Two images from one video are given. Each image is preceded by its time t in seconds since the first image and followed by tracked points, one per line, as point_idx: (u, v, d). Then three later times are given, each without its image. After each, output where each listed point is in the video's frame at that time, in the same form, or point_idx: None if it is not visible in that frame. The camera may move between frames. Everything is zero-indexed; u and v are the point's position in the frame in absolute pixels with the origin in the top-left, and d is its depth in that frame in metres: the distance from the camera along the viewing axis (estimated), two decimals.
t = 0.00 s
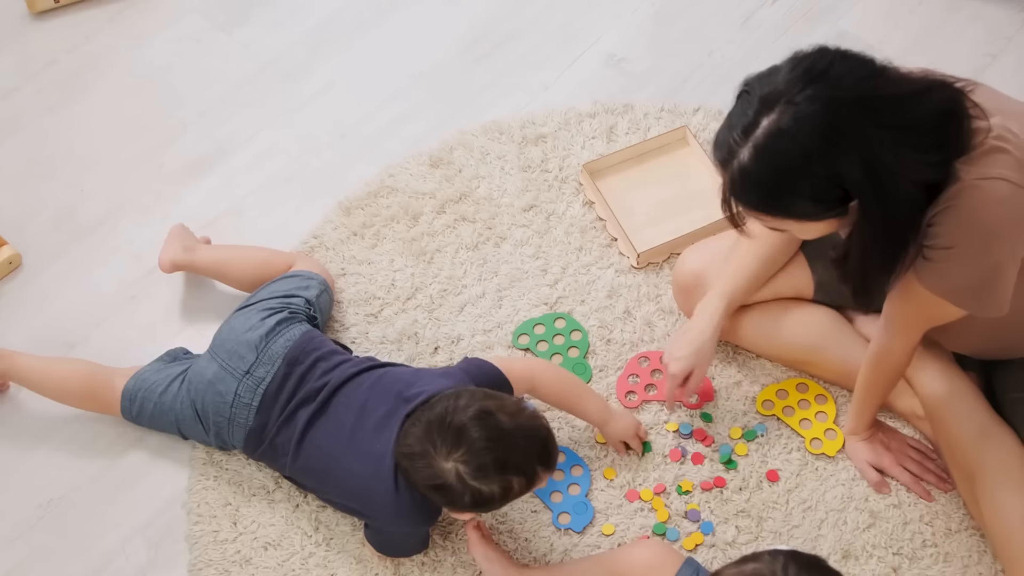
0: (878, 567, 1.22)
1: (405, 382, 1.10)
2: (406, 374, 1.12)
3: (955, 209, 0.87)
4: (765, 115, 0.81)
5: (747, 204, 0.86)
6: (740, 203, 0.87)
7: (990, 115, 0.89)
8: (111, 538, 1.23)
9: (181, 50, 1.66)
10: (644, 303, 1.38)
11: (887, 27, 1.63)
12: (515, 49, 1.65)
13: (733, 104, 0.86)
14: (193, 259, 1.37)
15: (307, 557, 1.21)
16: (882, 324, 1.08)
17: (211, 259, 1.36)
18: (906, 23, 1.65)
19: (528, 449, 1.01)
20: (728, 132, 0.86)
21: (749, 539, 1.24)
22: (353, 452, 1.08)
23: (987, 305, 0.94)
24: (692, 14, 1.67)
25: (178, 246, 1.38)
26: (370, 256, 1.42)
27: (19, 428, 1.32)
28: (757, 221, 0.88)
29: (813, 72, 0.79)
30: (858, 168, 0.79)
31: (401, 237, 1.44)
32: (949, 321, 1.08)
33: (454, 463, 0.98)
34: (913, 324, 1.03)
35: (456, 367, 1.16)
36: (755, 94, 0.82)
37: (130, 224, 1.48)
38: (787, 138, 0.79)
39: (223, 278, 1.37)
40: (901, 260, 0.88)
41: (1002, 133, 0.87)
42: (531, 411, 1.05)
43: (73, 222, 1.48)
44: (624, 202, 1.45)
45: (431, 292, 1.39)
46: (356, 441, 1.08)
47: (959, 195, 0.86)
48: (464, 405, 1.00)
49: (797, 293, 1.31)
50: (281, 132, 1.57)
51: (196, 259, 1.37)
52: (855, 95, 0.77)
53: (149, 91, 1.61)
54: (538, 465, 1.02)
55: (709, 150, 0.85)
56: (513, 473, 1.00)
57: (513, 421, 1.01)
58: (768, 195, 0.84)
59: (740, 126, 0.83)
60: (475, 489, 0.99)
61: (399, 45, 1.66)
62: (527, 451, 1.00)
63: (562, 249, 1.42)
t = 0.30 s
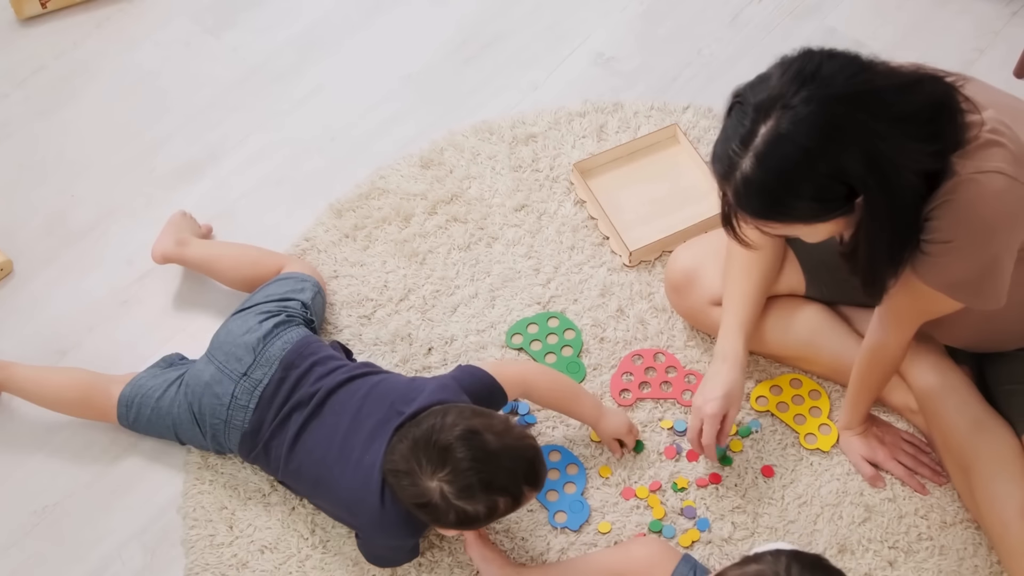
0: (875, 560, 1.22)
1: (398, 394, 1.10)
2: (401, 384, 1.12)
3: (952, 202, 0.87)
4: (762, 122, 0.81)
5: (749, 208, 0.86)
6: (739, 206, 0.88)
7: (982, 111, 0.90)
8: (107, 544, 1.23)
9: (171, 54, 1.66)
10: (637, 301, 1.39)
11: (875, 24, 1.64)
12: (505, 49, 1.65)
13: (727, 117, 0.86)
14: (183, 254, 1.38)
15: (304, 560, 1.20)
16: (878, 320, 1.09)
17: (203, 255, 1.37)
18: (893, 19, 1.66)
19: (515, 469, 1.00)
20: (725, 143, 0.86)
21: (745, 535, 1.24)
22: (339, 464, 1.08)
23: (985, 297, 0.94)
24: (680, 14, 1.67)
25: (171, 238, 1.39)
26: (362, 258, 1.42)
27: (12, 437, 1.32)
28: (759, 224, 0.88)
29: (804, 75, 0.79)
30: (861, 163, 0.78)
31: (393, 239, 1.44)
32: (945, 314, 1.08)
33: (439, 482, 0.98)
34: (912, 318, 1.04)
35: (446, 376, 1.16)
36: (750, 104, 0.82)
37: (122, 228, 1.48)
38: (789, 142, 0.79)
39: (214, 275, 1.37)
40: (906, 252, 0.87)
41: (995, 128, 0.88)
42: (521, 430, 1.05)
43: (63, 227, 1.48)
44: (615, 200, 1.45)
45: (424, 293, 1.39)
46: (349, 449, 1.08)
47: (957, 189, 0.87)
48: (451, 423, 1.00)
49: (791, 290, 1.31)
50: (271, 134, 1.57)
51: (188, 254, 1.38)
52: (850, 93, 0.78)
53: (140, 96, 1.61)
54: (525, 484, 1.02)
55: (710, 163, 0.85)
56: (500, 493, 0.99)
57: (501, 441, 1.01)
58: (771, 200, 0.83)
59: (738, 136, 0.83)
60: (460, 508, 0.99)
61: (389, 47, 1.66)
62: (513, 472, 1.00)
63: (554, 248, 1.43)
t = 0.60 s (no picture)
0: (869, 554, 1.23)
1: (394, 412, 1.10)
2: (397, 400, 1.12)
3: (948, 202, 0.88)
4: (759, 123, 0.82)
5: (743, 209, 0.87)
6: (733, 205, 0.88)
7: (974, 108, 0.90)
8: (103, 548, 1.23)
9: (160, 57, 1.66)
10: (629, 299, 1.39)
11: (863, 20, 1.65)
12: (495, 49, 1.65)
13: (723, 117, 0.86)
14: (190, 234, 1.36)
15: (300, 561, 1.20)
16: (872, 317, 1.09)
17: (207, 239, 1.36)
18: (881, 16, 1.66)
19: (505, 488, 1.01)
20: (722, 142, 0.86)
21: (739, 531, 1.24)
22: (331, 482, 1.09)
23: (981, 293, 0.95)
24: (668, 12, 1.68)
25: (179, 213, 1.37)
26: (354, 259, 1.42)
27: (6, 442, 1.32)
28: (753, 223, 0.88)
29: (802, 75, 0.80)
30: (859, 163, 0.79)
31: (385, 240, 1.44)
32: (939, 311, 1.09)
33: (429, 507, 0.98)
34: (908, 316, 1.05)
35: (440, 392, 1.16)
36: (746, 104, 0.83)
37: (114, 232, 1.48)
38: (786, 143, 0.80)
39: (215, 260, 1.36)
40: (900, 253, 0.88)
41: (988, 125, 0.89)
42: (510, 447, 1.05)
43: (55, 232, 1.48)
44: (606, 199, 1.46)
45: (417, 293, 1.40)
46: (343, 465, 1.09)
47: (952, 189, 0.88)
48: (439, 446, 1.00)
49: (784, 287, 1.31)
50: (261, 137, 1.57)
51: (194, 234, 1.36)
52: (848, 94, 0.78)
53: (131, 100, 1.61)
54: (516, 502, 1.02)
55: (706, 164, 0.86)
56: (492, 514, 1.00)
57: (489, 461, 1.01)
58: (767, 199, 0.84)
59: (735, 136, 0.83)
60: (452, 531, 0.99)
61: (377, 48, 1.67)
62: (504, 491, 1.00)
63: (546, 247, 1.43)
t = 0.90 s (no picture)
0: (865, 548, 1.24)
1: (383, 421, 1.09)
2: (383, 409, 1.12)
3: (939, 193, 0.88)
4: (751, 123, 0.82)
5: (738, 209, 0.87)
6: (725, 203, 0.89)
7: (963, 100, 0.91)
8: (99, 553, 1.23)
9: (150, 61, 1.66)
10: (622, 297, 1.40)
11: (851, 17, 1.66)
12: (484, 49, 1.66)
13: (715, 118, 0.86)
14: (185, 245, 1.36)
15: (297, 564, 1.20)
16: (865, 312, 1.10)
17: (202, 249, 1.35)
18: (868, 12, 1.67)
19: (493, 490, 1.01)
20: (715, 143, 0.86)
21: (735, 526, 1.25)
22: (319, 492, 1.09)
23: (974, 284, 0.95)
24: (657, 11, 1.68)
25: (172, 224, 1.36)
26: (347, 261, 1.43)
27: None
28: (745, 221, 0.89)
29: (791, 74, 0.80)
30: (852, 159, 0.80)
31: (377, 241, 1.44)
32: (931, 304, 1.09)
33: (421, 520, 0.98)
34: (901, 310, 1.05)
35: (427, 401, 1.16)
36: (738, 104, 0.83)
37: (107, 236, 1.47)
38: (778, 144, 0.80)
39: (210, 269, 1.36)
40: (894, 245, 0.89)
41: (977, 117, 0.90)
42: (497, 452, 1.04)
43: (47, 237, 1.47)
44: (597, 197, 1.46)
45: (410, 294, 1.40)
46: (331, 474, 1.09)
47: (943, 180, 0.88)
48: (426, 457, 1.00)
49: (776, 283, 1.32)
50: (252, 139, 1.57)
51: (189, 244, 1.36)
52: (838, 92, 0.79)
53: (121, 104, 1.61)
54: (505, 503, 1.03)
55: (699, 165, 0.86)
56: (484, 519, 1.00)
57: (475, 467, 1.00)
58: (760, 198, 0.84)
59: (728, 137, 0.84)
60: (446, 540, 0.99)
61: (366, 50, 1.67)
62: (492, 494, 1.01)
63: (538, 247, 1.44)
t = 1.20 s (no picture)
0: (864, 543, 1.24)
1: (332, 418, 1.06)
2: (332, 404, 1.08)
3: (932, 185, 0.89)
4: (745, 114, 0.82)
5: (732, 201, 0.88)
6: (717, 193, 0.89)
7: (956, 94, 0.92)
8: (98, 557, 1.23)
9: (142, 64, 1.66)
10: (618, 295, 1.40)
11: (843, 14, 1.66)
12: (477, 49, 1.66)
13: (709, 109, 0.87)
14: (183, 273, 1.37)
15: (297, 565, 1.20)
16: (860, 305, 1.10)
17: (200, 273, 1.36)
18: (861, 9, 1.67)
19: (472, 435, 1.01)
20: (709, 134, 0.86)
21: (735, 523, 1.25)
22: (293, 495, 1.08)
23: (968, 277, 0.96)
24: (649, 10, 1.69)
25: (170, 255, 1.38)
26: (342, 262, 1.42)
27: None
28: (739, 212, 0.89)
29: (785, 66, 0.80)
30: (845, 152, 0.80)
31: (372, 242, 1.44)
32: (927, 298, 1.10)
33: (420, 485, 0.97)
34: (894, 304, 1.05)
35: (364, 376, 1.13)
36: (732, 95, 0.83)
37: (101, 239, 1.47)
38: (771, 135, 0.80)
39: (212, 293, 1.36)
40: (887, 240, 0.89)
41: (971, 111, 0.90)
42: (460, 400, 1.04)
43: (41, 241, 1.47)
44: (592, 195, 1.46)
45: (406, 295, 1.39)
46: (301, 478, 1.07)
47: (937, 173, 0.89)
48: (404, 424, 0.99)
49: (772, 280, 1.32)
50: (245, 141, 1.57)
51: (187, 273, 1.37)
52: (832, 83, 0.79)
53: (114, 107, 1.61)
54: (485, 443, 1.03)
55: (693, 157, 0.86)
56: (474, 464, 1.01)
57: (451, 418, 1.00)
58: (754, 189, 0.84)
59: (722, 128, 0.84)
60: (447, 497, 0.99)
61: (359, 51, 1.67)
62: (473, 438, 1.01)
63: (534, 246, 1.44)
